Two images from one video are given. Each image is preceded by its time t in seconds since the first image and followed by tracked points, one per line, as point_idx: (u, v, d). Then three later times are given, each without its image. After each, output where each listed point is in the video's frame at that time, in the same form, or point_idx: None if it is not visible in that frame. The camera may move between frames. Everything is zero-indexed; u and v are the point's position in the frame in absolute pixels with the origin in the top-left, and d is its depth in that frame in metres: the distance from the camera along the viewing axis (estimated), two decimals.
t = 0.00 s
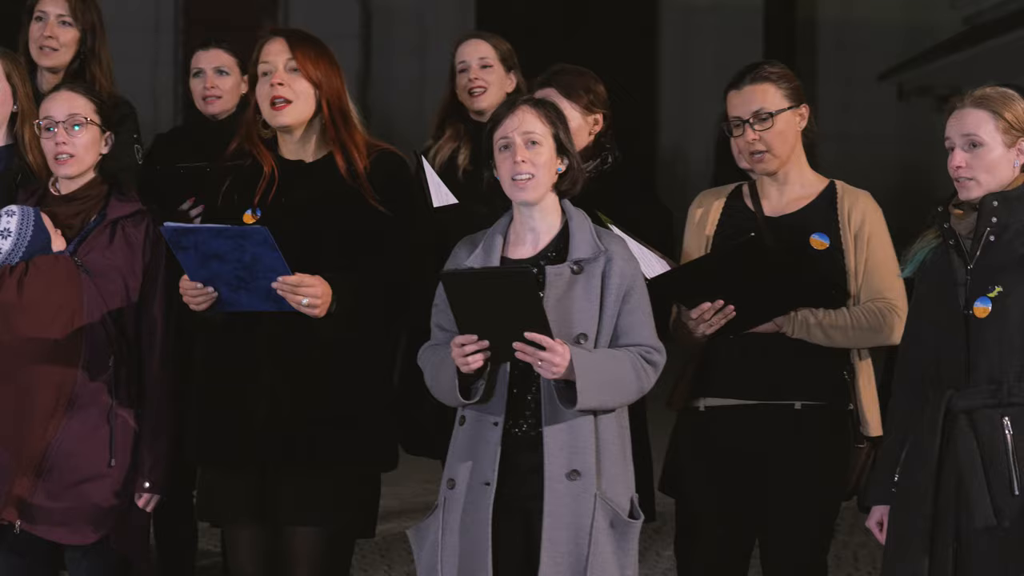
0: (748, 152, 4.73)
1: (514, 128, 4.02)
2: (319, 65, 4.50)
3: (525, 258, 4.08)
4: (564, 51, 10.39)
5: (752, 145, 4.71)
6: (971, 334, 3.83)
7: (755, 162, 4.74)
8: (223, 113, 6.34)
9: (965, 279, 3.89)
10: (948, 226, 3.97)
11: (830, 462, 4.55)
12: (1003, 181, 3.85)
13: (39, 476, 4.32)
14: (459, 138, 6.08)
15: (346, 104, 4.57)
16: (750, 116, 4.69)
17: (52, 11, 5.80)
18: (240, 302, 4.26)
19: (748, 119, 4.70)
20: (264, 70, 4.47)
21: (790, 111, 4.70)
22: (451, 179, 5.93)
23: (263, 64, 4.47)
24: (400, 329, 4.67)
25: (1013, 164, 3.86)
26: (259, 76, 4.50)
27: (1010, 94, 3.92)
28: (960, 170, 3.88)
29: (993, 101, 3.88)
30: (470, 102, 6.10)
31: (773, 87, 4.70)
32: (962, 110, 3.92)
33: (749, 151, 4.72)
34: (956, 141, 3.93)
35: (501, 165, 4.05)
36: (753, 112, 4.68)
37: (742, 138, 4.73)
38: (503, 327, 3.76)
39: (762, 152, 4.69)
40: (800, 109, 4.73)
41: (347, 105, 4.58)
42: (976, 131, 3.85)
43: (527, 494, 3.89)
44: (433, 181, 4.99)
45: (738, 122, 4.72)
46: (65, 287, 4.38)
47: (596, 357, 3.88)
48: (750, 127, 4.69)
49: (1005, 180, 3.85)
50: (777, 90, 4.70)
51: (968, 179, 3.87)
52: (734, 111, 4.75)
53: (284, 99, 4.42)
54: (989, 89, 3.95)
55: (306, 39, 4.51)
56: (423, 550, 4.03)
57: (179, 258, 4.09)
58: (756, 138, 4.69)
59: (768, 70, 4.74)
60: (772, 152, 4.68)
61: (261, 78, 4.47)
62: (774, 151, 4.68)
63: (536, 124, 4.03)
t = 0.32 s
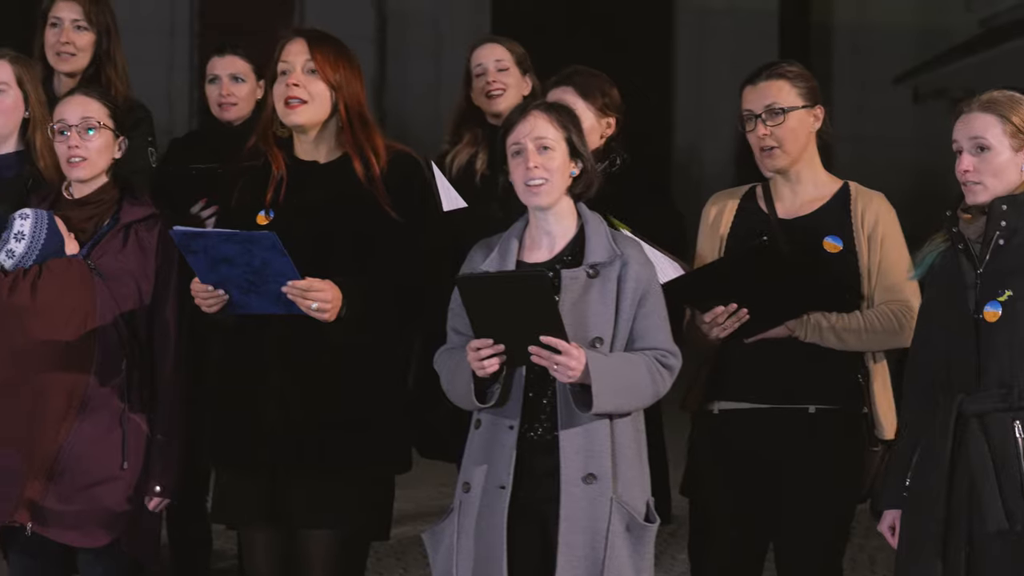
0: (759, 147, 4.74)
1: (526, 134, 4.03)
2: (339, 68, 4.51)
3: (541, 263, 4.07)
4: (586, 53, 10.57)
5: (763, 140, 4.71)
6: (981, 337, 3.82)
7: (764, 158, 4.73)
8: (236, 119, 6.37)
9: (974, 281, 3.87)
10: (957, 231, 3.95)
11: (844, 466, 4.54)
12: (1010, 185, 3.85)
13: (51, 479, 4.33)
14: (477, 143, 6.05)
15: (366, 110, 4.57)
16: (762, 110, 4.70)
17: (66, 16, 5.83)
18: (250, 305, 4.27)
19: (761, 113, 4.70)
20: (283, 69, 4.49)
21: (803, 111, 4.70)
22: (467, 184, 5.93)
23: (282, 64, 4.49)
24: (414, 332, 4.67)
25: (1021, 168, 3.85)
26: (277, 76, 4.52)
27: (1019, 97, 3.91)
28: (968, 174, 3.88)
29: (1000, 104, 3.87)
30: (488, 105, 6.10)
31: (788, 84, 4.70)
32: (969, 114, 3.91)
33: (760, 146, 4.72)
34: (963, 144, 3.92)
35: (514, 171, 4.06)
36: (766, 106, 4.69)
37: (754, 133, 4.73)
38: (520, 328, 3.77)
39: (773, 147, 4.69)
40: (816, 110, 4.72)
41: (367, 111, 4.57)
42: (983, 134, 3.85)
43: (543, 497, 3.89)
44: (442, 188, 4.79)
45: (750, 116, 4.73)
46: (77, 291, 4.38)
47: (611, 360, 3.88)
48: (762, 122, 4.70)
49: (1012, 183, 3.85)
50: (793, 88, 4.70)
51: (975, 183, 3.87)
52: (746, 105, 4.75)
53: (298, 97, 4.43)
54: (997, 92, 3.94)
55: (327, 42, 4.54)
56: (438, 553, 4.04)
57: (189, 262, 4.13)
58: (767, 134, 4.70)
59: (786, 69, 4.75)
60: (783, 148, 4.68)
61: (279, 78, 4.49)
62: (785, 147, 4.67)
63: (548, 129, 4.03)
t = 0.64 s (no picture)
0: (771, 149, 4.72)
1: (552, 136, 4.01)
2: (358, 72, 4.49)
3: (565, 265, 4.07)
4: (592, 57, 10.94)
5: (774, 143, 4.70)
6: (994, 339, 3.81)
7: (777, 162, 4.73)
8: (255, 126, 6.32)
9: (987, 283, 3.86)
10: (970, 232, 3.94)
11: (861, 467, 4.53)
12: None
13: (63, 480, 4.36)
14: (493, 147, 6.05)
15: (384, 116, 4.55)
16: (775, 112, 4.68)
17: (81, 22, 5.87)
18: (267, 306, 4.28)
19: (772, 116, 4.68)
20: (300, 76, 4.48)
21: (816, 115, 4.67)
22: (483, 188, 5.94)
23: (300, 70, 4.48)
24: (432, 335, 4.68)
25: None
26: (295, 82, 4.50)
27: None
28: (982, 177, 3.85)
29: (1015, 107, 3.84)
30: (503, 109, 6.10)
31: (802, 87, 4.68)
32: (982, 117, 3.88)
33: (771, 148, 4.71)
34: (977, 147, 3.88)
35: (540, 173, 4.04)
36: (778, 109, 4.67)
37: (765, 135, 4.71)
38: (541, 331, 3.78)
39: (783, 150, 4.68)
40: (829, 114, 4.70)
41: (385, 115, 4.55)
42: (997, 138, 3.82)
43: (563, 500, 3.90)
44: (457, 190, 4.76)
45: (762, 117, 4.70)
46: (91, 293, 4.41)
47: (633, 361, 3.87)
48: (774, 124, 4.67)
49: None
50: (807, 91, 4.67)
51: (989, 186, 3.84)
52: (758, 106, 4.72)
53: (316, 105, 4.43)
54: (1010, 94, 3.90)
55: (344, 46, 4.50)
56: (459, 555, 4.05)
57: (206, 262, 4.14)
58: (778, 136, 4.68)
59: (802, 71, 4.72)
60: (793, 153, 4.67)
61: (297, 84, 4.48)
62: (794, 152, 4.67)
63: (575, 131, 4.02)
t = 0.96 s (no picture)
0: (787, 155, 4.69)
1: (578, 135, 4.02)
2: (377, 79, 4.45)
3: (586, 266, 4.06)
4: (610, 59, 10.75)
5: (792, 149, 4.66)
6: (1011, 340, 3.79)
7: (794, 166, 4.69)
8: (272, 126, 6.30)
9: (1005, 284, 3.84)
10: (987, 233, 3.91)
11: (880, 468, 4.51)
12: None
13: (78, 484, 4.35)
14: (508, 148, 6.05)
15: (405, 121, 4.54)
16: (790, 120, 4.64)
17: (94, 25, 5.89)
18: (289, 301, 4.29)
19: (789, 123, 4.64)
20: (319, 88, 4.43)
21: (831, 117, 4.64)
22: (500, 189, 5.94)
23: (318, 82, 4.43)
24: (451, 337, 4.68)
25: None
26: (314, 93, 4.46)
27: None
28: (1000, 177, 3.82)
29: None
30: (517, 110, 6.09)
31: (815, 91, 4.63)
32: (1001, 117, 3.86)
33: (789, 154, 4.67)
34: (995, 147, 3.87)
35: (563, 171, 4.05)
36: (794, 117, 4.62)
37: (782, 142, 4.68)
38: (562, 333, 3.77)
39: (801, 157, 4.64)
40: (843, 115, 4.67)
41: (404, 120, 4.55)
42: (1016, 138, 3.80)
43: (585, 500, 3.89)
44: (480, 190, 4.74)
45: (778, 125, 4.67)
46: (106, 297, 4.41)
47: (655, 362, 3.87)
48: (791, 131, 4.64)
49: None
50: (820, 94, 4.63)
51: (1008, 186, 3.81)
52: (773, 113, 4.69)
53: (341, 119, 4.41)
54: None
55: (363, 48, 4.46)
56: (483, 555, 4.05)
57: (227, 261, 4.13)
58: (796, 143, 4.64)
59: (812, 74, 4.67)
60: (812, 158, 4.63)
61: (317, 97, 4.44)
62: (813, 156, 4.63)
63: (600, 132, 4.02)
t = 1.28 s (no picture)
0: (807, 163, 4.65)
1: (599, 136, 4.01)
2: (400, 90, 4.44)
3: (606, 271, 4.05)
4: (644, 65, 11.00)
5: (811, 157, 4.63)
6: None
7: (814, 173, 4.66)
8: (292, 129, 6.28)
9: None
10: (1009, 236, 3.87)
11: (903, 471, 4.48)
12: None
13: (97, 488, 4.36)
14: (528, 150, 6.04)
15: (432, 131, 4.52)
16: (809, 128, 4.61)
17: (116, 28, 5.91)
18: (310, 299, 4.26)
19: (808, 131, 4.62)
20: (344, 108, 4.43)
21: (849, 122, 4.61)
22: (520, 192, 5.93)
23: (342, 103, 4.42)
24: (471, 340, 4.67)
25: None
26: (338, 111, 4.46)
27: None
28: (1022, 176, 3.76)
29: None
30: (540, 116, 6.09)
31: (832, 97, 4.61)
32: None
33: (808, 163, 4.64)
34: (1021, 149, 3.83)
35: (584, 172, 4.03)
36: (813, 124, 4.60)
37: (801, 150, 4.65)
38: (582, 336, 3.76)
39: (822, 165, 4.61)
40: (860, 118, 4.65)
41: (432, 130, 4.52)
42: None
43: (606, 504, 3.88)
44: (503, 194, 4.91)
45: (797, 134, 4.64)
46: (125, 302, 4.39)
47: (675, 366, 3.85)
48: (810, 139, 4.61)
49: None
50: (836, 101, 4.61)
51: None
52: (791, 122, 4.66)
53: (368, 141, 4.43)
54: None
55: (387, 58, 4.46)
56: (503, 560, 4.04)
57: (249, 265, 4.16)
58: (816, 151, 4.61)
59: (827, 79, 4.64)
60: (832, 164, 4.60)
61: (342, 116, 4.44)
62: (833, 163, 4.60)
63: (621, 134, 4.00)
